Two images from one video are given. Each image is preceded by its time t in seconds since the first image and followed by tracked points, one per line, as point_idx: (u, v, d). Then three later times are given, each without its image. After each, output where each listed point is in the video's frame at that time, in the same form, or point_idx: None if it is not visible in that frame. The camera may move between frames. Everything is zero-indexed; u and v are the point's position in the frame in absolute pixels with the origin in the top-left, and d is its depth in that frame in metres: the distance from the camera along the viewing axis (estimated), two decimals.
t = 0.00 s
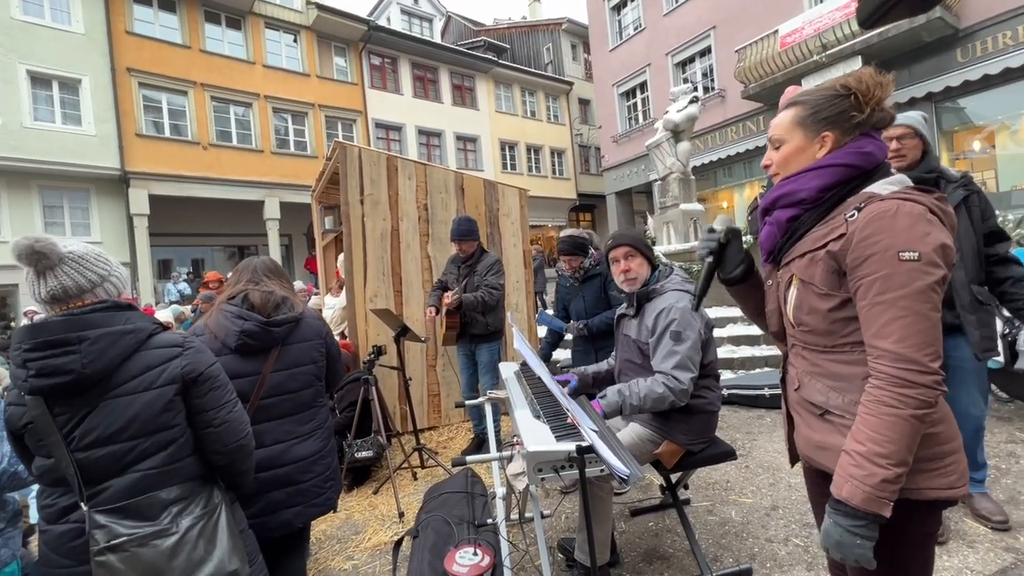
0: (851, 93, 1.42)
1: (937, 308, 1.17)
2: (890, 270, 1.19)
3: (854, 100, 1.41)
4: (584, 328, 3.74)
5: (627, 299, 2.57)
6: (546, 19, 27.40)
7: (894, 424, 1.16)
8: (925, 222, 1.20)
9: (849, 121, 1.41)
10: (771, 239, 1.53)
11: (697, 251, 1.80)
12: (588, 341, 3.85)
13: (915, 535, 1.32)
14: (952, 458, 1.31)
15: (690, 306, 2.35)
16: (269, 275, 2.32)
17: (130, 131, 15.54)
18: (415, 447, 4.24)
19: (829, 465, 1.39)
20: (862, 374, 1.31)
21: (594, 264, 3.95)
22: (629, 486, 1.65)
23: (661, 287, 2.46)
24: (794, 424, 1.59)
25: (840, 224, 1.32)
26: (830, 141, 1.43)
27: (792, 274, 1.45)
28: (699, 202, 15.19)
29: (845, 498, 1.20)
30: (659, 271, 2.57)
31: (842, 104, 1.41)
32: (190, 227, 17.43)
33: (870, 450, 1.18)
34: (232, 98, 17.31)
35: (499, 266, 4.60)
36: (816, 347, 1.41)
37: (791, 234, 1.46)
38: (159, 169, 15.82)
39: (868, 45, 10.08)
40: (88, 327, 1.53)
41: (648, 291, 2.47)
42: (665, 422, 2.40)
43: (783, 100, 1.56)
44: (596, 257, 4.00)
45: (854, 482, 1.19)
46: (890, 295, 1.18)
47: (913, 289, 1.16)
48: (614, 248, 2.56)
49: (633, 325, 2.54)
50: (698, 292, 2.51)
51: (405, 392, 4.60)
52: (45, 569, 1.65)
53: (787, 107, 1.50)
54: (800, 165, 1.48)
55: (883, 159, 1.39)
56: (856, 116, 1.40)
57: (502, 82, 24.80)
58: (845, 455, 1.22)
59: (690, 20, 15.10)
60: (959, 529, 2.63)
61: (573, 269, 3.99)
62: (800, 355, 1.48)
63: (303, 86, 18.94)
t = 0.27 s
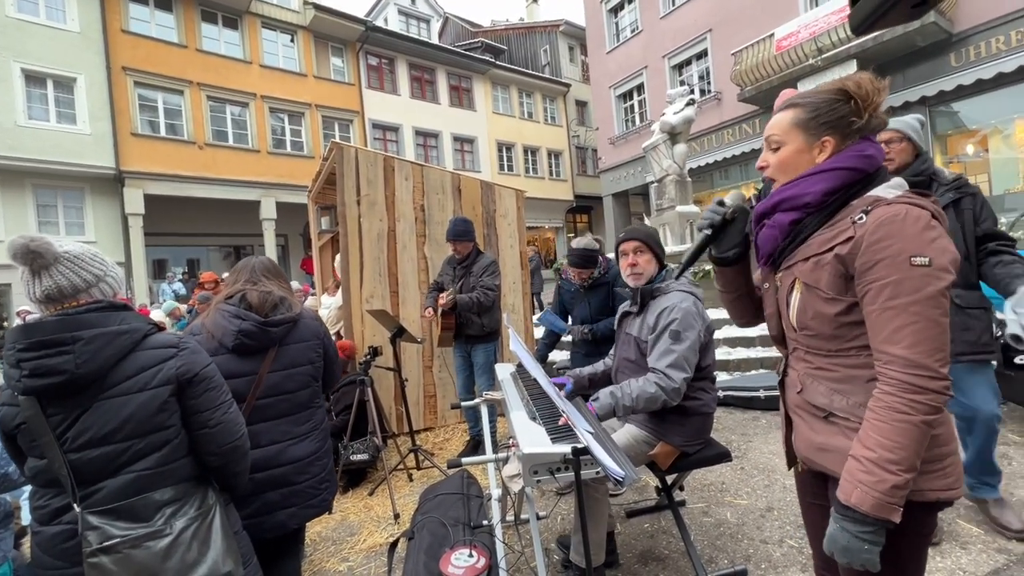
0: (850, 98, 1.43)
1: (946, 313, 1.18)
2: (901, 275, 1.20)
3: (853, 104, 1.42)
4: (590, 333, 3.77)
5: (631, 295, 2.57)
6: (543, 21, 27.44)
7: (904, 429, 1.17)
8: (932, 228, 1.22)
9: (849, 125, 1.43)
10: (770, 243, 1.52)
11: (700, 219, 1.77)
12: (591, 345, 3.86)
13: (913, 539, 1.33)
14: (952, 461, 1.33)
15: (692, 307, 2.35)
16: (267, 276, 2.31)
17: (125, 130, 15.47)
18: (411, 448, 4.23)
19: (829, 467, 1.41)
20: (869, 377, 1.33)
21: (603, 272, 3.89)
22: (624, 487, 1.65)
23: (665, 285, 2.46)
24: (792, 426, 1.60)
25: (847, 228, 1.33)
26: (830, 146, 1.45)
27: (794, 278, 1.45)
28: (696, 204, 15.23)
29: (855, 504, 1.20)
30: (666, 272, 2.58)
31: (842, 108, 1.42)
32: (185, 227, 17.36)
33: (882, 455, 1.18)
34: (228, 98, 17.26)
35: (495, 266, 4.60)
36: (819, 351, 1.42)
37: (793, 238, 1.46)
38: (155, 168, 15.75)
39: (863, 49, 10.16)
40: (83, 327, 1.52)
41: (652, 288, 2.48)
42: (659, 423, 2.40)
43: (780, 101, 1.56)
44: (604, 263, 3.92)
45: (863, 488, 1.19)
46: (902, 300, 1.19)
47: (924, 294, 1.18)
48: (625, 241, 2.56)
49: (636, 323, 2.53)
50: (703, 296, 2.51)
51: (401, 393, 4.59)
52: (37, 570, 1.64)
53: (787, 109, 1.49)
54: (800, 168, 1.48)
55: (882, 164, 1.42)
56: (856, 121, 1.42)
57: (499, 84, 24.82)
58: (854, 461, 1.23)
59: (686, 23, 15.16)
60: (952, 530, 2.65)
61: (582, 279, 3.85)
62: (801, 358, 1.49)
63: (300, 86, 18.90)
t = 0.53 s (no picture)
0: (857, 96, 1.44)
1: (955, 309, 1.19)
2: (912, 271, 1.20)
3: (860, 103, 1.44)
4: (594, 336, 3.78)
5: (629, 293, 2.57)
6: (539, 22, 27.48)
7: (925, 429, 1.16)
8: (938, 225, 1.23)
9: (855, 123, 1.44)
10: (771, 240, 1.51)
11: (699, 201, 1.68)
12: (591, 348, 3.87)
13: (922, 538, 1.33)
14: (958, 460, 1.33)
15: (689, 307, 2.35)
16: (264, 274, 2.30)
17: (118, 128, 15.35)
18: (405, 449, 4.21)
19: (836, 469, 1.40)
20: (877, 377, 1.33)
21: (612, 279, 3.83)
22: (619, 488, 1.64)
23: (663, 285, 2.46)
24: (791, 427, 1.60)
25: (851, 224, 1.33)
26: (834, 142, 1.45)
27: (796, 276, 1.45)
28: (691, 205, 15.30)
29: (880, 511, 1.18)
30: (666, 271, 2.55)
31: (848, 106, 1.43)
32: (179, 226, 17.24)
33: (904, 458, 1.17)
34: (222, 96, 17.16)
35: (490, 266, 4.59)
36: (822, 351, 1.42)
37: (793, 235, 1.46)
38: (148, 167, 15.63)
39: (857, 52, 10.24)
40: (70, 327, 1.50)
41: (649, 287, 2.48)
42: (655, 422, 2.40)
43: (785, 97, 1.56)
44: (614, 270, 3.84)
45: (888, 493, 1.17)
46: (915, 297, 1.19)
47: (936, 291, 1.18)
48: (625, 237, 2.55)
49: (633, 322, 2.53)
50: (701, 296, 2.49)
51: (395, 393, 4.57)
52: (22, 573, 1.61)
53: (792, 104, 1.49)
54: (800, 164, 1.49)
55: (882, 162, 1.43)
56: (863, 121, 1.44)
57: (495, 84, 24.83)
58: (874, 465, 1.21)
59: (682, 25, 15.22)
60: (946, 530, 2.66)
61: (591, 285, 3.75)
62: (803, 359, 1.48)
63: (295, 85, 18.82)
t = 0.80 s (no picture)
0: (856, 96, 1.43)
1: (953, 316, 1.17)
2: (909, 278, 1.19)
3: (859, 103, 1.43)
4: (594, 342, 3.76)
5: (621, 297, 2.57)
6: (536, 23, 27.51)
7: (929, 438, 1.15)
8: (935, 230, 1.22)
9: (852, 124, 1.42)
10: (767, 244, 1.51)
11: (696, 201, 1.67)
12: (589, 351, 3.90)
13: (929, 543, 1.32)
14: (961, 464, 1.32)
15: (683, 308, 2.35)
16: (260, 275, 2.28)
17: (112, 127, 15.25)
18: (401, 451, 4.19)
19: (835, 473, 1.40)
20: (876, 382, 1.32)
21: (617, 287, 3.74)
22: (616, 491, 1.63)
23: (657, 287, 2.45)
24: (790, 431, 1.60)
25: (848, 230, 1.33)
26: (830, 143, 1.44)
27: (793, 282, 1.45)
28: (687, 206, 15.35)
29: (888, 523, 1.16)
30: (658, 272, 2.55)
31: (845, 106, 1.42)
32: (174, 226, 17.15)
33: (910, 468, 1.15)
34: (218, 95, 17.07)
35: (490, 270, 4.57)
36: (822, 356, 1.41)
37: (789, 239, 1.45)
38: (142, 166, 15.53)
39: (852, 55, 10.29)
40: (60, 328, 1.48)
41: (643, 289, 2.47)
42: (651, 424, 2.39)
43: (781, 98, 1.55)
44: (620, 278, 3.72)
45: (895, 505, 1.15)
46: (913, 304, 1.18)
47: (934, 298, 1.16)
48: (609, 246, 2.55)
49: (628, 323, 2.52)
50: (695, 297, 2.48)
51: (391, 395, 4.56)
52: None
53: (790, 104, 1.48)
54: (796, 165, 1.48)
55: (881, 164, 1.42)
56: (861, 122, 1.42)
57: (492, 85, 24.83)
58: (880, 477, 1.19)
59: (679, 27, 15.26)
60: (941, 532, 2.67)
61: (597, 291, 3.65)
62: (802, 364, 1.48)
63: (291, 85, 18.75)
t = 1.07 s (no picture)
0: (848, 98, 1.43)
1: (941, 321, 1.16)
2: (894, 282, 1.18)
3: (851, 105, 1.42)
4: (592, 343, 3.75)
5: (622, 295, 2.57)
6: (534, 23, 27.52)
7: (905, 443, 1.15)
8: (923, 233, 1.20)
9: (844, 125, 1.42)
10: (760, 246, 1.51)
11: (691, 204, 1.67)
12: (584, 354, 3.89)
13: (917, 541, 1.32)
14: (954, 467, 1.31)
15: (681, 307, 2.34)
16: (254, 275, 2.26)
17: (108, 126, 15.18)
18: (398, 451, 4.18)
19: (832, 475, 1.39)
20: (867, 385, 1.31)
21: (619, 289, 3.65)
22: (616, 493, 1.62)
23: (657, 285, 2.44)
24: (790, 432, 1.59)
25: (837, 233, 1.32)
26: (820, 145, 1.44)
27: (785, 284, 1.44)
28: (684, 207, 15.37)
29: (858, 521, 1.18)
30: (660, 272, 2.53)
31: (838, 107, 1.42)
32: (170, 226, 17.09)
33: (884, 471, 1.16)
34: (214, 95, 17.03)
35: (490, 271, 4.57)
36: (816, 359, 1.41)
37: (781, 242, 1.45)
38: (138, 165, 15.46)
39: (849, 56, 10.31)
40: (53, 328, 1.46)
41: (643, 287, 2.46)
42: (649, 424, 2.39)
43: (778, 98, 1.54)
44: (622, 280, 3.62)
45: (865, 505, 1.17)
46: (895, 309, 1.17)
47: (919, 302, 1.15)
48: (616, 242, 2.55)
49: (628, 321, 2.51)
50: (695, 297, 2.47)
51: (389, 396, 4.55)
52: None
53: (783, 106, 1.48)
54: (789, 166, 1.48)
55: (875, 166, 1.40)
56: (854, 122, 1.41)
57: (490, 85, 24.82)
58: (855, 476, 1.21)
59: (677, 27, 15.29)
60: (939, 533, 2.67)
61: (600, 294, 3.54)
62: (798, 366, 1.47)
63: (289, 85, 18.71)
